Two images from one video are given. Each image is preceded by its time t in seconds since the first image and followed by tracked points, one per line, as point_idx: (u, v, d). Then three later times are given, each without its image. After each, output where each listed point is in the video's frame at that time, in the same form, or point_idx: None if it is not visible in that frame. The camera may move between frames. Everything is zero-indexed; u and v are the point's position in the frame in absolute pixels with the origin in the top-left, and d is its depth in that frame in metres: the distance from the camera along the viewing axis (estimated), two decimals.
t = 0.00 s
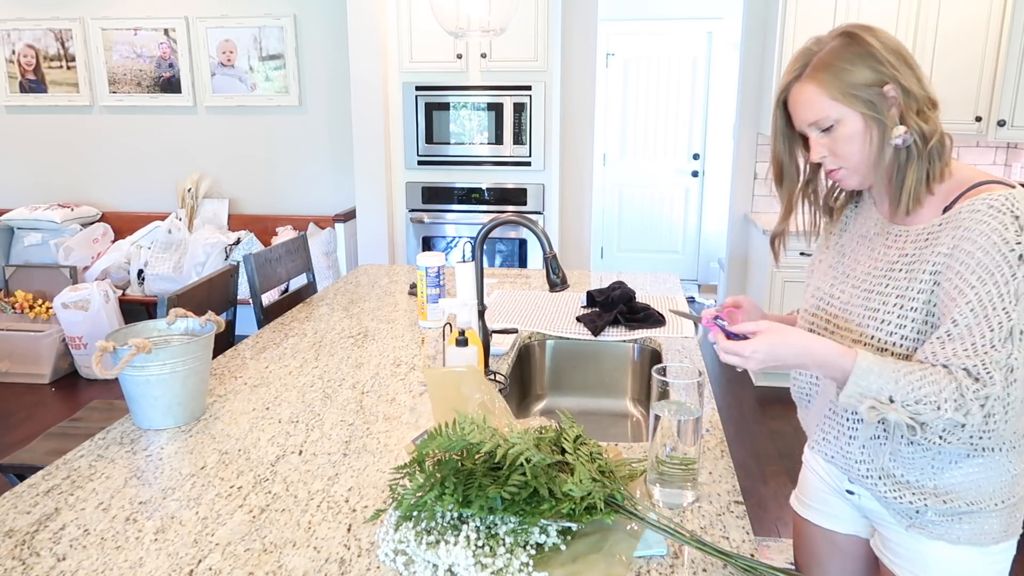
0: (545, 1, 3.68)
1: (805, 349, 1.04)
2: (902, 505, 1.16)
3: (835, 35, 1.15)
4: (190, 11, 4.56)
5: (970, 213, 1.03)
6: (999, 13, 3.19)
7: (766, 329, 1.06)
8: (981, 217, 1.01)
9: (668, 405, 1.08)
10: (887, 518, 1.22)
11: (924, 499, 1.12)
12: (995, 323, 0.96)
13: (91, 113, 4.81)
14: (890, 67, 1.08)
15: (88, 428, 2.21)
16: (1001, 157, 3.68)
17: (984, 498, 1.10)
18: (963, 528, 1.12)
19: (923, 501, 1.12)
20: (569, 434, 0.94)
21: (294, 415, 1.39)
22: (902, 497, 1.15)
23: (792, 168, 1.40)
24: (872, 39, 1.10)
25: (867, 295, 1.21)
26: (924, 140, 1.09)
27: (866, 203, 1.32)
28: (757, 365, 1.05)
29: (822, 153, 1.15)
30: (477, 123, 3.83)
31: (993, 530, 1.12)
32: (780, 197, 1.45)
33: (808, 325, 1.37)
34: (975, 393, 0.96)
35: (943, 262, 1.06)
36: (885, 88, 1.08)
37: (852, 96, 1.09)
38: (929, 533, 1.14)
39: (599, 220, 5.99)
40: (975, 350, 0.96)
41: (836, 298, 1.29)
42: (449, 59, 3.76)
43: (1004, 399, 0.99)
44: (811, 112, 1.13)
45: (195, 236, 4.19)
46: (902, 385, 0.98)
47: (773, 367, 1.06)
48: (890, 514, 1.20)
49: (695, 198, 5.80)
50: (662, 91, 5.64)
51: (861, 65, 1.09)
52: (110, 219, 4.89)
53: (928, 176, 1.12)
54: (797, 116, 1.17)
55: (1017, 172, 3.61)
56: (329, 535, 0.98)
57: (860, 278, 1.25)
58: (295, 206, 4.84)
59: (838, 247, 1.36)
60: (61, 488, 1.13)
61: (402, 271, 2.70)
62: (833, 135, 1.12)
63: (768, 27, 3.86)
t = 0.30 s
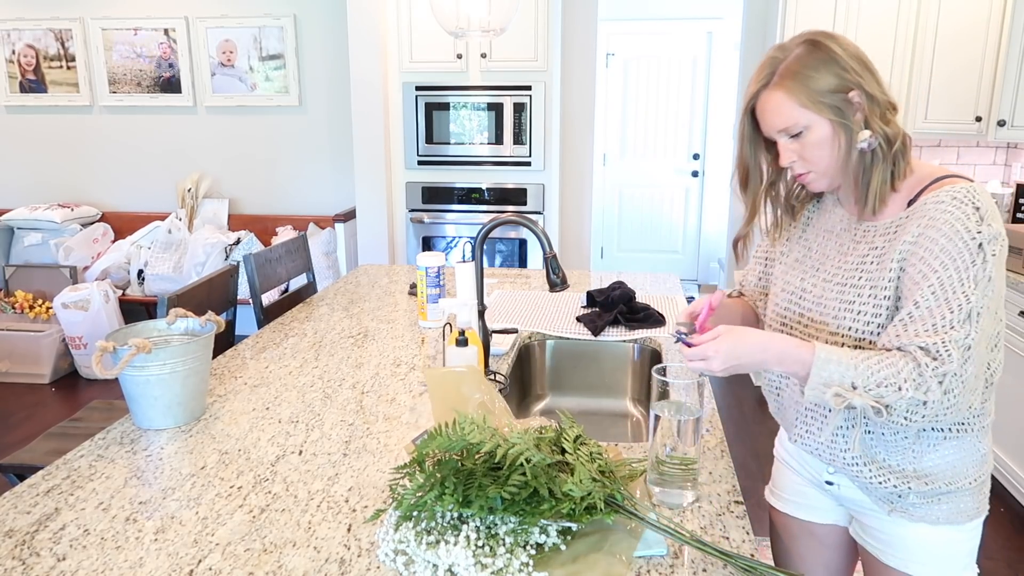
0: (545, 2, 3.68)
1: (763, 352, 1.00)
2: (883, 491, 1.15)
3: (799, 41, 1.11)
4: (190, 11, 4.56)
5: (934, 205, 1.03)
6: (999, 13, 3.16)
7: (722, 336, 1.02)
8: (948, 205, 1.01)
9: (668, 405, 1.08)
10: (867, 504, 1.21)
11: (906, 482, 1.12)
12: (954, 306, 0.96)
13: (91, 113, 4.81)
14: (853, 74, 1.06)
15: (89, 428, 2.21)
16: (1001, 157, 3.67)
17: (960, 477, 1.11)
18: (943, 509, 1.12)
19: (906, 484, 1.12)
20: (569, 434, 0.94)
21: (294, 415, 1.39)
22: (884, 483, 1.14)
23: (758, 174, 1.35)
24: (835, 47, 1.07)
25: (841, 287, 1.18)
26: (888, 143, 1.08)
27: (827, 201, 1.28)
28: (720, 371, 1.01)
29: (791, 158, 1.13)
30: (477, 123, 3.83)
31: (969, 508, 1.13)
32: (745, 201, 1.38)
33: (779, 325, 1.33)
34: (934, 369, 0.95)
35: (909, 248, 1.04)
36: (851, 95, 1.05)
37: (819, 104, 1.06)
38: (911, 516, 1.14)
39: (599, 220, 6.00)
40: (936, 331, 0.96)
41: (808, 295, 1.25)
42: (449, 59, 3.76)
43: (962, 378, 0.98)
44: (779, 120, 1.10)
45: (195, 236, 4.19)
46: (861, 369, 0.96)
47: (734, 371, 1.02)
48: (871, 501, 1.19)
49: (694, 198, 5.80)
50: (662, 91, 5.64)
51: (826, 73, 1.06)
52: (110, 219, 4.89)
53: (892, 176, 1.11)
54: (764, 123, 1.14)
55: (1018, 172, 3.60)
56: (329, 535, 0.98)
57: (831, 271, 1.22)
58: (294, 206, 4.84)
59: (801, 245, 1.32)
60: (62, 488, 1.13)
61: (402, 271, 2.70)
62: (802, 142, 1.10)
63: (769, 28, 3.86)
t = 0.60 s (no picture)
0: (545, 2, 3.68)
1: (743, 357, 1.00)
2: (887, 493, 1.14)
3: (797, 43, 1.11)
4: (190, 11, 4.56)
5: (935, 202, 1.03)
6: (999, 13, 3.15)
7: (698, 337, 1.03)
8: (947, 204, 1.01)
9: (668, 405, 1.08)
10: (870, 506, 1.21)
11: (911, 484, 1.11)
12: (952, 297, 0.94)
13: (91, 113, 4.81)
14: (854, 75, 1.05)
15: (89, 428, 2.21)
16: (1001, 157, 3.67)
17: (963, 477, 1.11)
18: (946, 510, 1.12)
19: (910, 485, 1.11)
20: (569, 434, 0.94)
21: (294, 415, 1.39)
22: (887, 485, 1.13)
23: (758, 176, 1.35)
24: (835, 49, 1.07)
25: (843, 289, 1.18)
26: (889, 144, 1.08)
27: (829, 202, 1.28)
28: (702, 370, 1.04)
29: (793, 161, 1.13)
30: (477, 123, 3.83)
31: (972, 509, 1.13)
32: (745, 205, 1.39)
33: (781, 325, 1.33)
34: (928, 354, 0.93)
35: (908, 244, 1.04)
36: (851, 97, 1.05)
37: (819, 106, 1.06)
38: (914, 517, 1.14)
39: (599, 219, 6.00)
40: (930, 318, 0.95)
41: (811, 295, 1.25)
42: (449, 59, 3.76)
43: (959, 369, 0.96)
44: (780, 122, 1.10)
45: (195, 236, 4.19)
46: (852, 359, 0.95)
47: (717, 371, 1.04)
48: (874, 502, 1.19)
49: (695, 198, 5.80)
50: (662, 91, 5.64)
51: (825, 74, 1.06)
52: (110, 219, 4.89)
53: (893, 177, 1.11)
54: (764, 125, 1.14)
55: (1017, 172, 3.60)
56: (329, 535, 0.98)
57: (834, 271, 1.22)
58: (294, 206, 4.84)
59: (802, 245, 1.32)
60: (62, 488, 1.13)
61: (402, 271, 2.70)
62: (803, 144, 1.10)
63: (768, 28, 3.87)
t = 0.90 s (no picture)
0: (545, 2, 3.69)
1: (714, 361, 0.99)
2: (886, 492, 1.14)
3: (790, 48, 1.11)
4: (190, 11, 4.56)
5: (930, 199, 1.02)
6: (999, 13, 3.15)
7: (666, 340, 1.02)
8: (940, 200, 1.00)
9: (668, 405, 1.08)
10: (870, 505, 1.21)
11: (911, 481, 1.11)
12: (937, 284, 0.92)
13: (91, 113, 4.81)
14: (847, 78, 1.05)
15: (89, 428, 2.21)
16: (1001, 157, 3.67)
17: (962, 474, 1.11)
18: (945, 508, 1.12)
19: (910, 483, 1.11)
20: (569, 434, 0.94)
21: (295, 415, 1.39)
22: (887, 483, 1.13)
23: (752, 183, 1.34)
24: (828, 53, 1.07)
25: (840, 290, 1.18)
26: (885, 146, 1.08)
27: (825, 203, 1.28)
28: (675, 371, 1.03)
29: (789, 165, 1.13)
30: (477, 123, 3.83)
31: (971, 507, 1.13)
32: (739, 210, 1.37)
33: (779, 327, 1.34)
34: (908, 333, 0.90)
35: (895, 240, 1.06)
36: (845, 100, 1.05)
37: (813, 111, 1.06)
38: (913, 516, 1.14)
39: (599, 219, 5.99)
40: (912, 301, 0.93)
41: (808, 296, 1.26)
42: (449, 59, 3.76)
43: (940, 355, 0.93)
44: (775, 128, 1.10)
45: (195, 236, 4.19)
46: (831, 346, 0.93)
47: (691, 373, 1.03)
48: (874, 501, 1.19)
49: (694, 198, 5.81)
50: (662, 91, 5.64)
51: (818, 79, 1.06)
52: (110, 219, 4.89)
53: (889, 179, 1.10)
54: (759, 131, 1.14)
55: (1017, 172, 3.60)
56: (329, 535, 0.98)
57: (832, 272, 1.22)
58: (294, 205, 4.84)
59: (799, 247, 1.32)
60: (62, 488, 1.13)
61: (402, 272, 2.70)
62: (798, 149, 1.10)
63: (769, 28, 3.87)
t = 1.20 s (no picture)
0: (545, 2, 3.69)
1: (711, 361, 0.99)
2: (886, 491, 1.14)
3: (790, 47, 1.11)
4: (190, 11, 4.56)
5: (929, 197, 1.02)
6: (999, 12, 3.15)
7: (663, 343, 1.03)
8: (940, 198, 1.01)
9: (668, 405, 1.08)
10: (870, 505, 1.21)
11: (911, 481, 1.11)
12: (935, 280, 0.92)
13: (91, 113, 4.81)
14: (847, 77, 1.05)
15: (89, 428, 2.21)
16: (1001, 157, 3.67)
17: (962, 474, 1.11)
18: (945, 508, 1.12)
19: (910, 483, 1.11)
20: (569, 434, 0.94)
21: (294, 415, 1.39)
22: (887, 483, 1.13)
23: (753, 180, 1.34)
24: (828, 52, 1.07)
25: (839, 290, 1.18)
26: (885, 145, 1.08)
27: (824, 202, 1.28)
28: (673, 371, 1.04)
29: (789, 164, 1.13)
30: (477, 123, 3.83)
31: (971, 507, 1.13)
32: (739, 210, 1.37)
33: (779, 327, 1.34)
34: (905, 327, 0.90)
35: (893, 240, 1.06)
36: (845, 99, 1.05)
37: (813, 109, 1.06)
38: (913, 516, 1.14)
39: (599, 219, 5.99)
40: (909, 296, 0.93)
41: (808, 296, 1.26)
42: (449, 59, 3.76)
43: (938, 351, 0.92)
44: (775, 126, 1.10)
45: (195, 236, 4.19)
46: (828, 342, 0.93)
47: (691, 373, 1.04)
48: (874, 501, 1.19)
49: (694, 198, 5.81)
50: (662, 91, 5.64)
51: (818, 78, 1.06)
52: (110, 219, 4.89)
53: (889, 178, 1.10)
54: (759, 130, 1.14)
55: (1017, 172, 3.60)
56: (330, 535, 0.98)
57: (831, 271, 1.22)
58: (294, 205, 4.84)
59: (799, 247, 1.32)
60: (62, 488, 1.13)
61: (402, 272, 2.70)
62: (799, 148, 1.10)
63: (769, 28, 3.87)
